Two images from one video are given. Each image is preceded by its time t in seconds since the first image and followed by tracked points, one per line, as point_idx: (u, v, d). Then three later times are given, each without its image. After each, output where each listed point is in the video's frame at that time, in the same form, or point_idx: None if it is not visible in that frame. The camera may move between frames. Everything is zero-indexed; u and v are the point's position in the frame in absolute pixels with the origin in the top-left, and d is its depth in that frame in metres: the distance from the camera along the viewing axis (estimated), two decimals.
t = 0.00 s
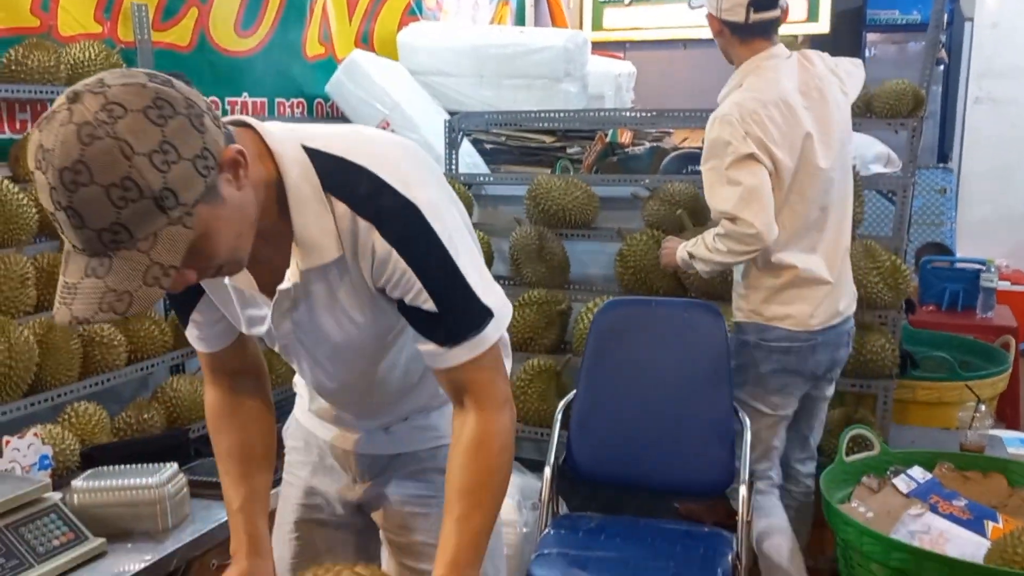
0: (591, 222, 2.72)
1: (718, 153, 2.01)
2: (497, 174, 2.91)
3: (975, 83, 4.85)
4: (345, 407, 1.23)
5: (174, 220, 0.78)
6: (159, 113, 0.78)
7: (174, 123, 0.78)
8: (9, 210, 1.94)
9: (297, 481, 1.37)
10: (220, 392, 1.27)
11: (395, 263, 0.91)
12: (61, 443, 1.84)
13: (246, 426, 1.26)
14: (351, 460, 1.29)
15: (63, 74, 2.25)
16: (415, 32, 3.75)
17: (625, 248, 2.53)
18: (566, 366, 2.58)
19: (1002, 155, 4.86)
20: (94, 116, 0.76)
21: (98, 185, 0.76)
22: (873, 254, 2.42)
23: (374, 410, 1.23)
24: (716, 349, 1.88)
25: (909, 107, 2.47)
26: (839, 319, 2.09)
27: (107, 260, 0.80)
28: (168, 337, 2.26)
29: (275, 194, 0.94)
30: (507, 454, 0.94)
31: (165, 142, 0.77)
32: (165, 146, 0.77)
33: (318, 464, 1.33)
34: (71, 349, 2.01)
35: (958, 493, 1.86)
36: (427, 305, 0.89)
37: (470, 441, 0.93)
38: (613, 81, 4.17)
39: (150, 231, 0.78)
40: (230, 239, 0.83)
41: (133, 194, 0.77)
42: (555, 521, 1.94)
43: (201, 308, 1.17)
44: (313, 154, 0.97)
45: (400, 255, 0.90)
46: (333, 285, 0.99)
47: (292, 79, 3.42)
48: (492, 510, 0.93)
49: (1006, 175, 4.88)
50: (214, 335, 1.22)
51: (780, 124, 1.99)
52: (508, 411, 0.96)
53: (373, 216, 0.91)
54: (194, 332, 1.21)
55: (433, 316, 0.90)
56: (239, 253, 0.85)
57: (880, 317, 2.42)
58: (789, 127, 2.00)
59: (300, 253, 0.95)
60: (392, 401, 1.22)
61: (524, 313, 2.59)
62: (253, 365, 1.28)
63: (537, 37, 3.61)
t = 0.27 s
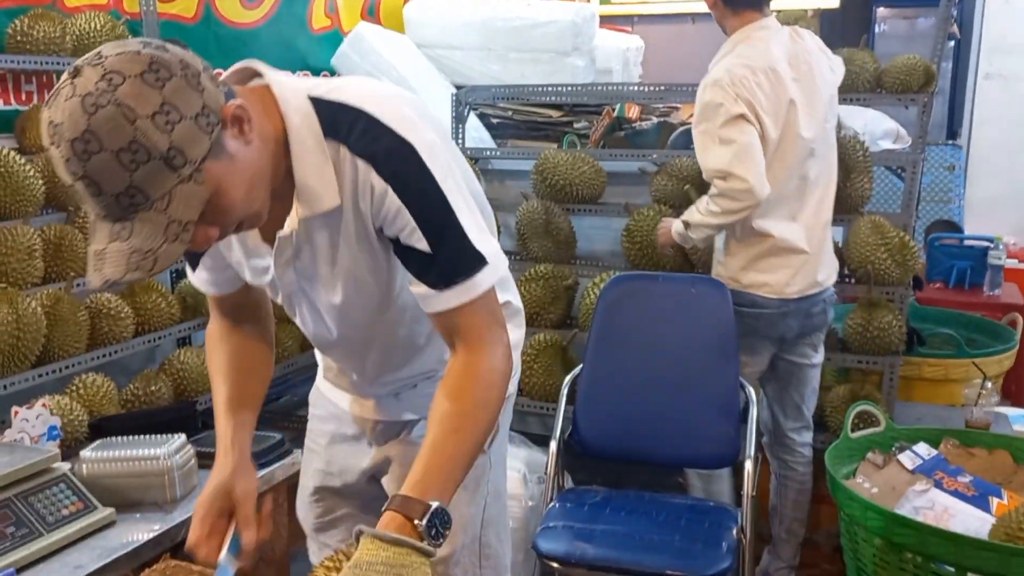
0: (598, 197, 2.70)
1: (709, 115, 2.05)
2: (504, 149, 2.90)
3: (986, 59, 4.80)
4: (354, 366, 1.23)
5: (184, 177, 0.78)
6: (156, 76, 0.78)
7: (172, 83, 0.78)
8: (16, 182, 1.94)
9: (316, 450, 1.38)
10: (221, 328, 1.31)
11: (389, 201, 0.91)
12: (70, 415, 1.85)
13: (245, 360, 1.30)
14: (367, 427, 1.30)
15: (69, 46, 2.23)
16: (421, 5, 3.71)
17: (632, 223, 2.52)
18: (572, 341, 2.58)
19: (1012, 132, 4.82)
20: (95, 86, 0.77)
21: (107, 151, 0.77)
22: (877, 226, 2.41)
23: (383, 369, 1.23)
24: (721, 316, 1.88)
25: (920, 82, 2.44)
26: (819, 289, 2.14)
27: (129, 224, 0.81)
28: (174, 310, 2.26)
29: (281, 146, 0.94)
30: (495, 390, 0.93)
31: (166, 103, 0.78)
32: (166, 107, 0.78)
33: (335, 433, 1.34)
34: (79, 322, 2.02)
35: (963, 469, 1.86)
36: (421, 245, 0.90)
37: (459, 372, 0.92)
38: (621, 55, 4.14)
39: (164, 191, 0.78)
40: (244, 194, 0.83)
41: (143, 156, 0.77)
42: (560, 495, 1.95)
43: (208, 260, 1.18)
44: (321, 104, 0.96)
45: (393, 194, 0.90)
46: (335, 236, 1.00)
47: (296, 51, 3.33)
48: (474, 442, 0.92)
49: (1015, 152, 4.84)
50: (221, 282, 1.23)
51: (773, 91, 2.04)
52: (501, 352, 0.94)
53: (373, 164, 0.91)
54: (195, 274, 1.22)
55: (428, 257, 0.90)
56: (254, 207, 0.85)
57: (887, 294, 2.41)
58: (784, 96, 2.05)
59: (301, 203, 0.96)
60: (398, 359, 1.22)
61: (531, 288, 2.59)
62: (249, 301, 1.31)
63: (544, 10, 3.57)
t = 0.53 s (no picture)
0: (604, 172, 2.69)
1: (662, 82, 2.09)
2: (509, 123, 2.87)
3: (995, 36, 4.75)
4: (366, 334, 1.24)
5: (204, 119, 0.78)
6: (179, 18, 0.78)
7: (195, 24, 0.79)
8: (20, 153, 1.93)
9: (326, 418, 1.37)
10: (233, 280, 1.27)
11: (413, 155, 0.91)
12: (75, 386, 1.85)
13: (263, 303, 1.25)
14: (376, 398, 1.29)
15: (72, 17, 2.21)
16: None
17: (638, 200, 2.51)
18: (577, 317, 2.58)
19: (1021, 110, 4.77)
20: (119, 27, 0.78)
21: (129, 90, 0.77)
22: (887, 207, 2.39)
23: (396, 339, 1.23)
24: (727, 288, 1.87)
25: (930, 58, 2.41)
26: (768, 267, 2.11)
27: (150, 163, 0.82)
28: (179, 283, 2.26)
29: (310, 99, 0.94)
30: (495, 360, 0.93)
31: (188, 45, 0.78)
32: (188, 48, 0.78)
33: (345, 402, 1.34)
34: (84, 294, 2.01)
35: (968, 448, 1.86)
36: (441, 204, 0.90)
37: (462, 338, 0.92)
38: (628, 30, 4.10)
39: (184, 131, 0.79)
40: (266, 140, 0.84)
41: (163, 97, 0.78)
42: (565, 469, 1.95)
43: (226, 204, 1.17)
44: (354, 59, 0.97)
45: (418, 147, 0.91)
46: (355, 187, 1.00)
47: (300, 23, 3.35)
48: (471, 411, 0.92)
49: None
50: (235, 229, 1.22)
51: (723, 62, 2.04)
52: (503, 323, 0.94)
53: (403, 116, 0.92)
54: (210, 220, 1.21)
55: (444, 216, 0.90)
56: (277, 153, 0.85)
57: (893, 273, 2.40)
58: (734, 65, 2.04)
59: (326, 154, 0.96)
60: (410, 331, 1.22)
61: (536, 264, 2.58)
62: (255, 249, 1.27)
63: None
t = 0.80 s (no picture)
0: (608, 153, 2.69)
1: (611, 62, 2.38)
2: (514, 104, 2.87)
3: (1003, 18, 4.71)
4: (380, 311, 1.24)
5: (213, 94, 0.78)
6: None
7: None
8: (22, 130, 1.93)
9: (347, 400, 1.36)
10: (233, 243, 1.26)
11: (435, 127, 0.90)
12: (78, 363, 1.86)
13: (265, 271, 1.24)
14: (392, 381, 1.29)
15: None
16: None
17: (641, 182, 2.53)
18: (580, 298, 2.58)
19: None
20: None
21: (136, 62, 0.77)
22: (894, 190, 2.40)
23: (410, 320, 1.23)
24: (735, 270, 1.86)
25: (937, 40, 2.40)
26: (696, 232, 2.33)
27: (155, 136, 0.82)
28: (181, 262, 2.25)
29: (329, 65, 0.92)
30: (502, 345, 0.93)
31: (198, 15, 0.77)
32: (198, 20, 0.77)
33: (366, 384, 1.33)
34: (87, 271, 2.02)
35: (969, 430, 1.87)
36: (462, 181, 0.90)
37: (469, 323, 0.92)
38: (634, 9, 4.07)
39: (191, 106, 0.79)
40: (279, 115, 0.82)
41: (171, 69, 0.78)
42: (567, 449, 1.96)
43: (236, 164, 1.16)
44: (376, 22, 0.94)
45: (440, 119, 0.90)
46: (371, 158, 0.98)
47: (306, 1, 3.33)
48: (475, 397, 0.92)
49: None
50: (243, 190, 1.22)
51: (654, 46, 2.29)
52: (513, 307, 0.94)
53: (425, 86, 0.91)
54: (216, 181, 1.21)
55: (464, 192, 0.90)
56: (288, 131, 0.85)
57: (896, 255, 2.40)
58: (665, 49, 2.27)
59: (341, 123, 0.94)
60: (425, 313, 1.22)
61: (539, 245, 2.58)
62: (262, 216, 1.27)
63: None
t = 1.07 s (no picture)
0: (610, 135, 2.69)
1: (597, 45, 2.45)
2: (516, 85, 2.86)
3: None
4: (382, 291, 1.24)
5: (205, 58, 0.71)
6: None
7: None
8: (22, 108, 1.91)
9: (362, 390, 1.38)
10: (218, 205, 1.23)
11: (439, 93, 0.87)
12: (78, 343, 1.86)
13: (247, 241, 1.22)
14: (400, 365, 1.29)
15: None
16: None
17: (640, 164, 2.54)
18: (582, 281, 2.58)
19: None
20: None
21: (123, 20, 0.69)
22: (898, 173, 2.38)
23: (412, 299, 1.22)
24: (739, 252, 1.86)
25: (943, 21, 2.37)
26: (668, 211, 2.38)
27: (143, 98, 0.75)
28: (182, 243, 2.25)
29: (328, 20, 0.90)
30: (500, 329, 0.92)
31: None
32: None
33: (379, 374, 1.34)
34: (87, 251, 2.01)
35: (971, 415, 1.86)
36: (463, 151, 0.88)
37: (466, 306, 0.91)
38: None
39: (182, 70, 0.72)
40: (276, 75, 0.76)
41: (160, 32, 0.70)
42: (568, 431, 1.95)
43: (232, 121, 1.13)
44: None
45: (444, 83, 0.86)
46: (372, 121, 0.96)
47: None
48: (472, 381, 0.91)
49: None
50: (231, 149, 1.18)
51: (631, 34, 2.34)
52: (513, 289, 0.93)
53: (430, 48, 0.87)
54: (202, 138, 1.17)
55: (468, 164, 0.88)
56: (285, 89, 0.79)
57: (900, 239, 2.39)
58: (637, 34, 2.32)
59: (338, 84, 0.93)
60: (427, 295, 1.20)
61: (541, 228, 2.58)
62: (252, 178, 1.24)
63: None
